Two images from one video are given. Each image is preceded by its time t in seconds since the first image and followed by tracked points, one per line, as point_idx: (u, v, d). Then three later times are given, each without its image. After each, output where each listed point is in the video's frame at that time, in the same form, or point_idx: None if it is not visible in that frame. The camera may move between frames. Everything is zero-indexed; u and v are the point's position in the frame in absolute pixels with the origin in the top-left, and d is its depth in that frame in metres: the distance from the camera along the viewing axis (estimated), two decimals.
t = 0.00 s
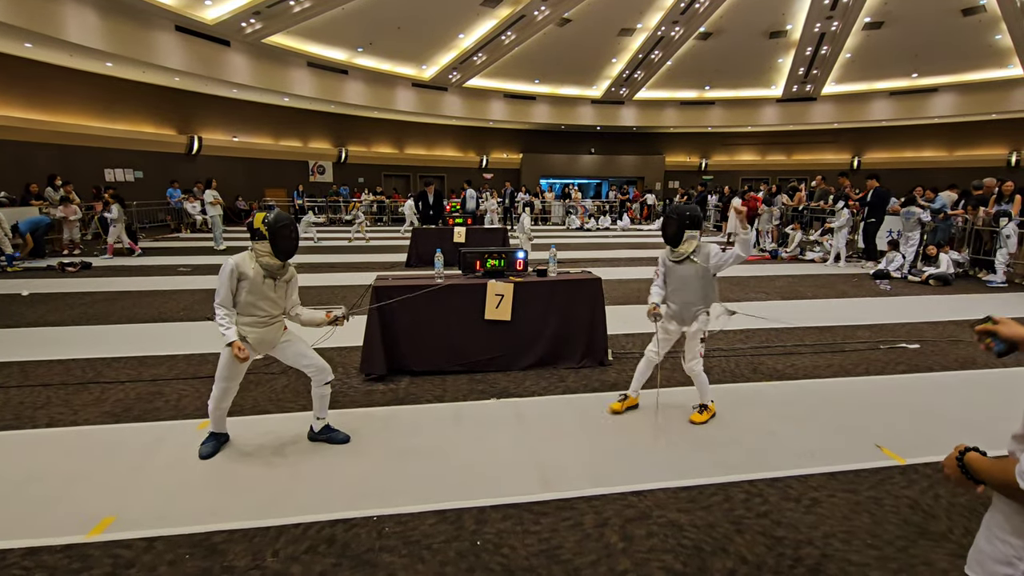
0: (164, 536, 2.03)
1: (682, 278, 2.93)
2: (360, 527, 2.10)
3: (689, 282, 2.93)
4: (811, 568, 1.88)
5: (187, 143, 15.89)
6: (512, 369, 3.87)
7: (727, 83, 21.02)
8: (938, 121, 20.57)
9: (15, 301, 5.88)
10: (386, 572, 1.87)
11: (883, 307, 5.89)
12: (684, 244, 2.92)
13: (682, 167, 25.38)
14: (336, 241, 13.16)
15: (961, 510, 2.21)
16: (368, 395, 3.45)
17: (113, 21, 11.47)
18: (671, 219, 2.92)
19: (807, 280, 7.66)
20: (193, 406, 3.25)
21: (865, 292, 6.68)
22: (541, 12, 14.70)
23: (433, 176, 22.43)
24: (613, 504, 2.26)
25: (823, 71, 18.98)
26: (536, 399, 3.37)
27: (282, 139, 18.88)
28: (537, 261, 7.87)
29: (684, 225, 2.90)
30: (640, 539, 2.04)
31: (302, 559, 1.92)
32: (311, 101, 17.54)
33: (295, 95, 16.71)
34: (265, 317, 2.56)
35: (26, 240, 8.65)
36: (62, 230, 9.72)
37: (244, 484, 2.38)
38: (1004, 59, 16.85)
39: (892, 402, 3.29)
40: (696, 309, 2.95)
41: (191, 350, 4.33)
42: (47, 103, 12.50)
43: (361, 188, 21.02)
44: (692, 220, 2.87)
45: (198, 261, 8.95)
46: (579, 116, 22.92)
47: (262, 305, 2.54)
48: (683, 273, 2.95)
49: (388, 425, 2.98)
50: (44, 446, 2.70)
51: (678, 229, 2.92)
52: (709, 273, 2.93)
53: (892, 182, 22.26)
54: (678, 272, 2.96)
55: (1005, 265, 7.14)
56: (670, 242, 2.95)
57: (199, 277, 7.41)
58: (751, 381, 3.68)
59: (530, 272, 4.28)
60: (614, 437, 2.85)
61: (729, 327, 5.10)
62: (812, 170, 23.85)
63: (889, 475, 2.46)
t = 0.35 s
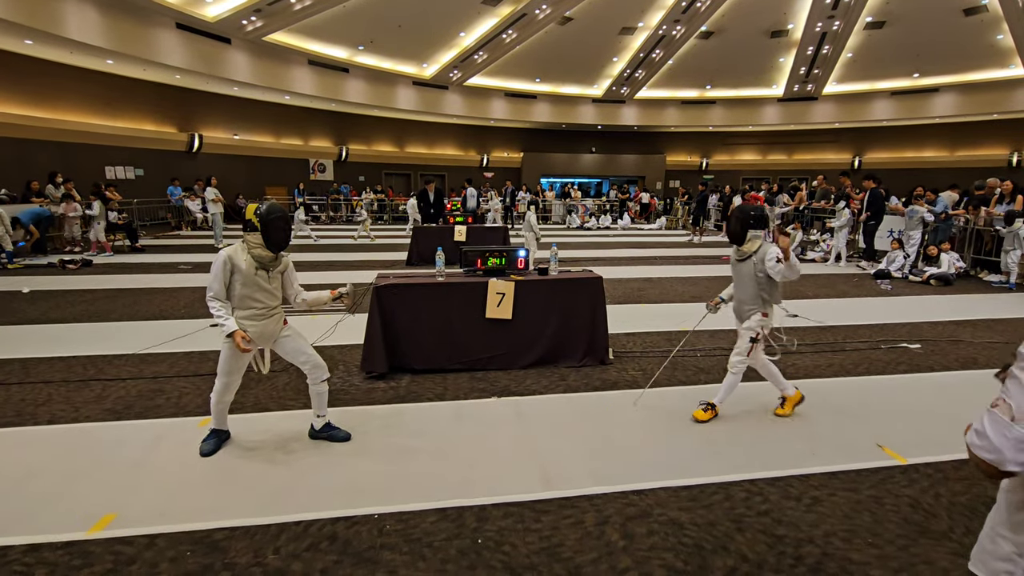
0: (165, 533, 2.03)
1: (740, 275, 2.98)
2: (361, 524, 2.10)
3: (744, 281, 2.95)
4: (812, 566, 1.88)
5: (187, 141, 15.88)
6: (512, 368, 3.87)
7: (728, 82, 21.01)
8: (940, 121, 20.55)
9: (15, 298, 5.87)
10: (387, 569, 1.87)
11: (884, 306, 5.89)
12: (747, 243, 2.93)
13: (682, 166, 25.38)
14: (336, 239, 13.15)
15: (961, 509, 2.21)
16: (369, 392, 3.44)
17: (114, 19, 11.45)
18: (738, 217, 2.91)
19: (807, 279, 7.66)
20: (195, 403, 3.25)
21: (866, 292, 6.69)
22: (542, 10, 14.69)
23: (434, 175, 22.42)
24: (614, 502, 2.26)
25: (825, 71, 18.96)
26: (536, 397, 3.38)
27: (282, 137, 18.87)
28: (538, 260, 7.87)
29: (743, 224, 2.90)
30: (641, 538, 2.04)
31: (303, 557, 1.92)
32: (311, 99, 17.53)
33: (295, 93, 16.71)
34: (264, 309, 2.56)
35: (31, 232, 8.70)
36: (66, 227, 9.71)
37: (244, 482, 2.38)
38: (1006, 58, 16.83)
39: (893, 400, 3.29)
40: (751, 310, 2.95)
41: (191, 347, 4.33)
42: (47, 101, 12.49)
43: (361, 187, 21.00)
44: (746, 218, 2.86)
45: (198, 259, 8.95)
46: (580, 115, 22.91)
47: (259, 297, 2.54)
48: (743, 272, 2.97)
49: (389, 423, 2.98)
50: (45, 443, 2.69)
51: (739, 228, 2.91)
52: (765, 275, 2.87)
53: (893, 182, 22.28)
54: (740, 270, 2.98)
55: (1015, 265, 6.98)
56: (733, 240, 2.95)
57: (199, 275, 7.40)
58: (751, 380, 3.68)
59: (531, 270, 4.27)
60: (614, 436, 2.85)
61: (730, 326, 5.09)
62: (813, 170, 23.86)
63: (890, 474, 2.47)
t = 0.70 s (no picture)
0: (124, 558, 1.93)
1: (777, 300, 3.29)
2: (333, 546, 2.03)
3: (785, 307, 3.29)
4: None
5: (164, 153, 15.65)
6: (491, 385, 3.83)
7: (706, 105, 21.61)
8: (908, 146, 21.37)
9: None
10: None
11: (857, 325, 6.01)
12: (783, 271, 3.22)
13: (662, 186, 25.87)
14: (315, 254, 13.00)
15: (933, 525, 2.23)
16: (345, 410, 3.37)
17: (92, 30, 11.34)
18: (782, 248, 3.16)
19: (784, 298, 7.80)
20: (162, 421, 3.14)
21: (840, 310, 6.83)
22: (525, 31, 15.01)
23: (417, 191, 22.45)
24: (593, 521, 2.23)
25: (798, 96, 19.61)
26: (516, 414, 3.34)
27: (263, 150, 18.74)
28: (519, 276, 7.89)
29: (789, 257, 3.16)
30: (619, 557, 2.01)
31: None
32: (294, 113, 17.51)
33: (277, 107, 16.68)
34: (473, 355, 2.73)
35: None
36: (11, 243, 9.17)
37: (210, 504, 2.28)
38: (966, 88, 17.67)
39: (866, 418, 3.34)
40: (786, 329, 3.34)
41: (161, 363, 4.20)
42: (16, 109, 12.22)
43: (343, 202, 20.89)
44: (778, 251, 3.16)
45: (172, 272, 8.75)
46: (563, 134, 23.28)
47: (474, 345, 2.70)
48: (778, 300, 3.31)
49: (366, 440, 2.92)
50: None
51: (781, 260, 3.16)
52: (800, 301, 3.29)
53: (864, 204, 22.97)
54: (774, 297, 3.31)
55: (980, 289, 7.09)
56: (772, 271, 3.20)
57: (171, 289, 7.23)
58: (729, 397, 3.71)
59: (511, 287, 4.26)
60: (594, 453, 2.83)
61: (708, 344, 5.14)
62: (788, 192, 24.52)
63: (864, 490, 2.49)
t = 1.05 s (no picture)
0: (118, 562, 1.92)
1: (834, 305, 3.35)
2: (328, 550, 2.02)
3: (845, 309, 3.32)
4: None
5: (161, 155, 15.62)
6: (489, 387, 3.83)
7: (703, 107, 21.66)
8: (903, 149, 21.45)
9: None
10: None
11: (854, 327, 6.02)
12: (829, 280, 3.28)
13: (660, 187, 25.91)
14: (312, 256, 12.99)
15: (930, 527, 2.24)
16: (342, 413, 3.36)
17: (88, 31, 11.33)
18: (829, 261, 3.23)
19: (781, 300, 7.80)
20: (158, 424, 3.13)
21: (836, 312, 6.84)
22: (523, 34, 15.04)
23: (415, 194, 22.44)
24: (590, 524, 2.23)
25: (794, 99, 19.67)
26: (514, 417, 3.34)
27: (260, 152, 18.72)
28: (516, 277, 7.89)
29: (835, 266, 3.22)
30: (616, 560, 2.01)
31: None
32: (291, 115, 17.48)
33: (274, 109, 16.64)
34: (408, 336, 2.66)
35: None
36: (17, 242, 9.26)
37: (203, 508, 2.27)
38: (963, 91, 17.73)
39: (864, 420, 3.34)
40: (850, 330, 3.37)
41: (157, 366, 4.18)
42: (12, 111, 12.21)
43: (341, 204, 20.87)
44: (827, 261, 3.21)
45: (167, 275, 8.72)
46: (560, 136, 23.31)
47: (406, 325, 2.64)
48: (836, 303, 3.34)
49: (362, 443, 2.91)
50: None
51: (828, 269, 3.21)
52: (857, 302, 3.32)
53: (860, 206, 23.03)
54: (830, 301, 3.36)
55: (976, 292, 7.08)
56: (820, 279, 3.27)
57: (168, 291, 7.21)
58: (726, 399, 3.71)
59: (509, 289, 4.25)
60: (592, 455, 2.82)
61: (705, 346, 5.15)
62: (785, 194, 24.58)
63: (861, 492, 2.49)
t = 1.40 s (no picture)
0: (114, 564, 1.91)
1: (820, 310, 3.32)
2: (325, 552, 2.01)
3: (828, 315, 3.30)
4: None
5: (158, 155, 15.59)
6: (488, 388, 3.83)
7: (700, 109, 21.72)
8: (899, 150, 21.55)
9: None
10: None
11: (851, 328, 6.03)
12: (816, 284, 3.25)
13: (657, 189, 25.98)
14: (310, 257, 13.00)
15: (926, 528, 2.24)
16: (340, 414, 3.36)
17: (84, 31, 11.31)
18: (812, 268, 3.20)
19: (778, 301, 7.83)
20: (155, 425, 3.12)
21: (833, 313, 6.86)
22: (520, 35, 15.06)
23: (412, 195, 22.45)
24: (587, 525, 2.22)
25: (791, 101, 19.77)
26: (510, 418, 3.34)
27: (257, 153, 18.69)
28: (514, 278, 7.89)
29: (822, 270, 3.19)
30: (613, 562, 2.01)
31: None
32: (288, 116, 17.47)
33: (271, 110, 16.62)
34: (417, 333, 2.66)
35: None
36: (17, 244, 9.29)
37: (200, 510, 2.26)
38: (958, 92, 17.81)
39: (860, 420, 3.35)
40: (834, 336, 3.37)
41: (153, 367, 4.17)
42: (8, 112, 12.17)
43: (338, 205, 20.87)
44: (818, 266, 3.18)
45: (164, 276, 8.70)
46: (558, 138, 23.33)
47: (417, 323, 2.64)
48: (820, 308, 3.32)
49: (359, 445, 2.91)
50: None
51: (814, 274, 3.19)
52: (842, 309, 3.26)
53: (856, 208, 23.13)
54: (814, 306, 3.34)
55: (973, 294, 7.08)
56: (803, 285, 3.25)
57: (165, 292, 7.20)
58: (723, 400, 3.71)
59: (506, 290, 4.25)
60: (588, 457, 2.82)
61: (703, 347, 5.15)
62: (781, 195, 24.68)
63: (858, 493, 2.49)
